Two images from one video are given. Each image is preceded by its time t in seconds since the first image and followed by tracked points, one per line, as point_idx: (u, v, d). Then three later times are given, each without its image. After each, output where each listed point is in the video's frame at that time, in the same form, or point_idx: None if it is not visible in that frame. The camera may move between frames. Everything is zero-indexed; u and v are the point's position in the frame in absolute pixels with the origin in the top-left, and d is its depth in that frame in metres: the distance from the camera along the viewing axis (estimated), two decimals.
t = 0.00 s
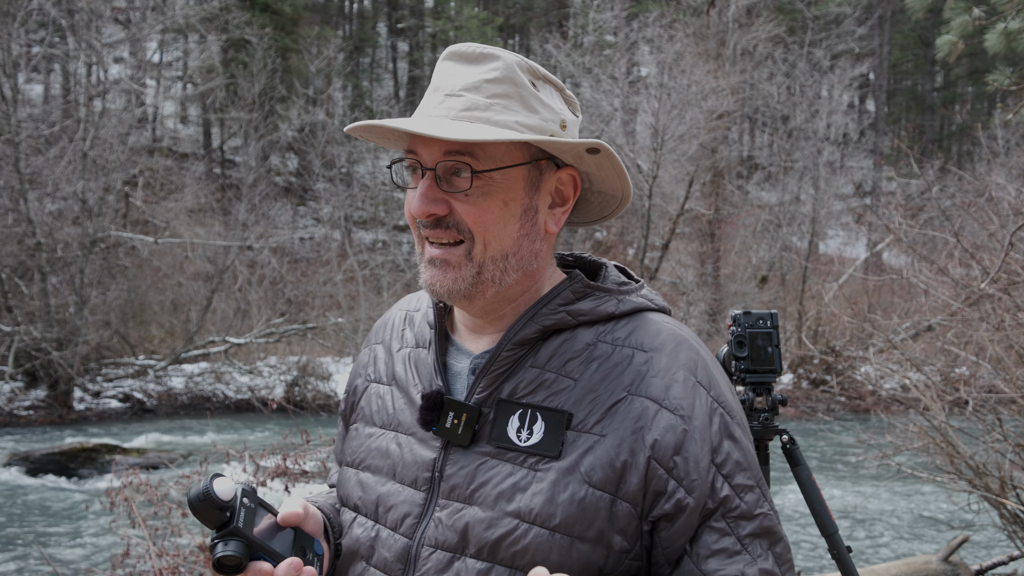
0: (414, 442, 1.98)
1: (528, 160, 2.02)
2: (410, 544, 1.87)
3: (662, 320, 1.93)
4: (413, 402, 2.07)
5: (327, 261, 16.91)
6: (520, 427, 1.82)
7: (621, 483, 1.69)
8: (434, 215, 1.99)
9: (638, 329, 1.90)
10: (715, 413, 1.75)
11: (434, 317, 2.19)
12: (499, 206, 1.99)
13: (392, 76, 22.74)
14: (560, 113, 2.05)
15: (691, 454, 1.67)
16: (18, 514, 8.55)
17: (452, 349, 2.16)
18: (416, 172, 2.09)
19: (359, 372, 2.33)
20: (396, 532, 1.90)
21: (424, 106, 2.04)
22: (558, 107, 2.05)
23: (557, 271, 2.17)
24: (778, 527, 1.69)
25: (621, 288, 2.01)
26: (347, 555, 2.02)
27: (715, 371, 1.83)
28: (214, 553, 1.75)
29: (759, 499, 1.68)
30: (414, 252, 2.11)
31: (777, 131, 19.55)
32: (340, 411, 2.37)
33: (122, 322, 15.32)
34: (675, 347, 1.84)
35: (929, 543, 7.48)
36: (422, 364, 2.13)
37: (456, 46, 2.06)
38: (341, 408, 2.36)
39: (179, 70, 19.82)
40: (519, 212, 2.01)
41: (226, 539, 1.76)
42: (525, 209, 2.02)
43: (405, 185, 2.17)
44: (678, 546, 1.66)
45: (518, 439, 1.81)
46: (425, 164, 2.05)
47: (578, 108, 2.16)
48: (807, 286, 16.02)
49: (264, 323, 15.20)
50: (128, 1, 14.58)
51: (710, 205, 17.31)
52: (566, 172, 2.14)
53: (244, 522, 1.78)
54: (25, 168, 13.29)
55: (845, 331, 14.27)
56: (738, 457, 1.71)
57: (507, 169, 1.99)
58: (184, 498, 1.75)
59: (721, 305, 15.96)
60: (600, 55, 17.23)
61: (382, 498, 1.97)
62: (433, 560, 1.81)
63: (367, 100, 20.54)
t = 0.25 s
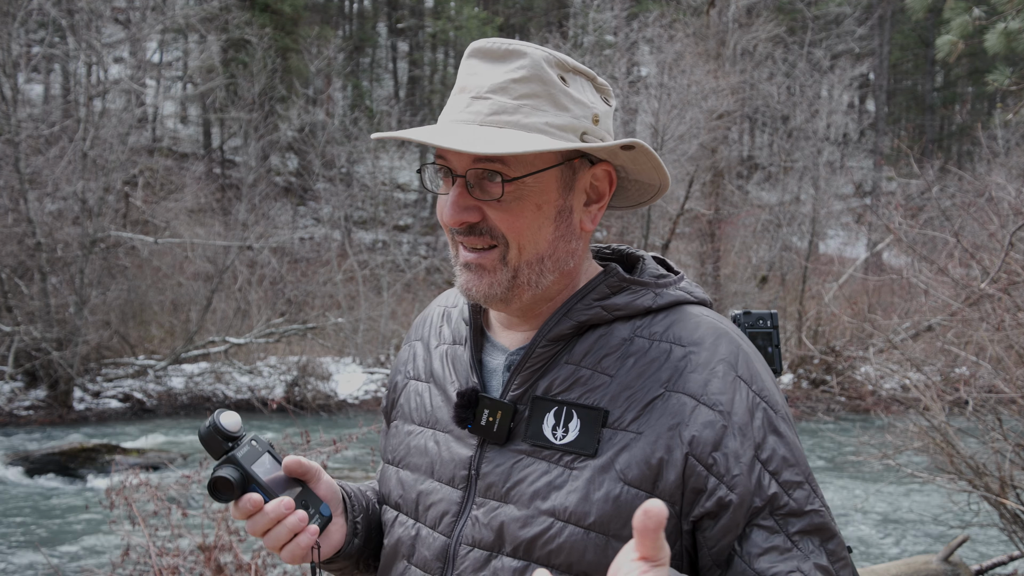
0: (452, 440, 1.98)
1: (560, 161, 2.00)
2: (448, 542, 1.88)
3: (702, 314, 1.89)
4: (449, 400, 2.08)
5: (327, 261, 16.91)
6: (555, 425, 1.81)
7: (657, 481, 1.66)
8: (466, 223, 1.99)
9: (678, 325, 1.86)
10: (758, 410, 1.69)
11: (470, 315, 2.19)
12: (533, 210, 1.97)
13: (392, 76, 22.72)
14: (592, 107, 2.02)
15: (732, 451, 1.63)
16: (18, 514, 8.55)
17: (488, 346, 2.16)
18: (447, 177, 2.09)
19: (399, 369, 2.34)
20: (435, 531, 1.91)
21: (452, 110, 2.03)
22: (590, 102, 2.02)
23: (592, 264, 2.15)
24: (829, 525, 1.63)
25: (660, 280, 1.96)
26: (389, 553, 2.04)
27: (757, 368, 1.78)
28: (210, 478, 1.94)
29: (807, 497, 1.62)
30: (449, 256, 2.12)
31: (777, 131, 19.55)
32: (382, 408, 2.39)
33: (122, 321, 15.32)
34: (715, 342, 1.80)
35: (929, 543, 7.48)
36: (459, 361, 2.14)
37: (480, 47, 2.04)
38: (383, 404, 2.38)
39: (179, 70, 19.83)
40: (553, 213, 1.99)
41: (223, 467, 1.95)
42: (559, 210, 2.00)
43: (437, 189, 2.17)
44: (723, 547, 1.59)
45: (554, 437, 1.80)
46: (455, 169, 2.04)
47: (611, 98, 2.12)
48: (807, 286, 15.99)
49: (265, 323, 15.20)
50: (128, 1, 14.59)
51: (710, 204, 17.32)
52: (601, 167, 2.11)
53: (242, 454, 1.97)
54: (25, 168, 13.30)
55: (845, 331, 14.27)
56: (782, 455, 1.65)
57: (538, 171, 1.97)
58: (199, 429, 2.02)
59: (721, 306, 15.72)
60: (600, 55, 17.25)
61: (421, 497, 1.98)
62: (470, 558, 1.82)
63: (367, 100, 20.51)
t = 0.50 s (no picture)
0: (479, 442, 1.98)
1: (603, 154, 2.00)
2: (476, 545, 1.87)
3: (729, 312, 1.87)
4: (475, 400, 2.09)
5: (327, 261, 16.90)
6: (581, 427, 1.79)
7: (682, 479, 1.64)
8: (510, 215, 1.97)
9: (704, 323, 1.85)
10: (786, 402, 1.66)
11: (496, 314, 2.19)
12: (578, 202, 1.97)
13: (392, 76, 22.71)
14: (630, 102, 2.04)
15: (760, 445, 1.60)
16: (17, 514, 8.54)
17: (514, 347, 2.16)
18: (484, 170, 2.06)
19: (428, 370, 2.36)
20: (463, 534, 1.91)
21: (494, 100, 2.01)
22: (629, 98, 2.04)
23: (619, 260, 2.13)
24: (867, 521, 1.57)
25: (687, 279, 1.94)
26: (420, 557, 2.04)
27: (789, 362, 1.74)
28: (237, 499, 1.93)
29: (842, 489, 1.57)
30: (483, 252, 2.10)
31: (777, 130, 19.55)
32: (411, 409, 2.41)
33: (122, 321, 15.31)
34: (742, 338, 1.78)
35: (930, 543, 7.48)
36: (486, 362, 2.14)
37: (522, 36, 2.04)
38: (411, 405, 2.40)
39: (179, 70, 19.83)
40: (595, 206, 2.00)
41: (249, 486, 1.94)
42: (601, 204, 2.01)
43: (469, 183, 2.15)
44: (755, 542, 1.54)
45: (580, 439, 1.79)
46: (495, 162, 2.02)
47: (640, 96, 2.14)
48: (807, 287, 15.98)
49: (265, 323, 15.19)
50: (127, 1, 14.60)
51: (710, 204, 17.34)
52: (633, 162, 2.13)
53: (267, 472, 1.96)
54: (24, 168, 13.29)
55: (845, 331, 14.26)
56: (811, 445, 1.61)
57: (582, 164, 1.97)
58: (220, 448, 2.01)
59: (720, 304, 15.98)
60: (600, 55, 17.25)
61: (449, 499, 1.99)
62: (498, 560, 1.81)
63: (366, 100, 20.48)
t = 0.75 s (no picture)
0: (496, 444, 1.97)
1: (580, 156, 1.90)
2: (493, 547, 1.86)
3: (740, 306, 1.79)
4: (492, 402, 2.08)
5: (327, 262, 16.89)
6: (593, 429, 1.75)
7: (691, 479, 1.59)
8: (490, 232, 1.90)
9: (712, 316, 1.79)
10: (793, 381, 1.57)
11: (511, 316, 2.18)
12: (556, 209, 1.86)
13: (392, 76, 22.71)
14: (606, 97, 1.91)
15: (764, 429, 1.52)
16: (18, 514, 8.55)
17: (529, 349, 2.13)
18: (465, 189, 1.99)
19: (451, 372, 2.37)
20: (480, 535, 1.91)
21: (464, 120, 1.95)
22: (610, 95, 1.92)
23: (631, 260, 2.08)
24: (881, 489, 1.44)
25: (699, 278, 1.89)
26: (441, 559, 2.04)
27: (799, 345, 1.66)
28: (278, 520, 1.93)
29: (854, 460, 1.45)
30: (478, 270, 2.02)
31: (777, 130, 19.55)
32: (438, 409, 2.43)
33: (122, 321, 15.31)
34: (750, 326, 1.71)
35: (930, 543, 7.48)
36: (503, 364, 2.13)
37: (487, 52, 1.96)
38: (438, 406, 2.43)
39: (179, 69, 19.84)
40: (578, 210, 1.88)
41: (288, 507, 1.95)
42: (585, 208, 1.89)
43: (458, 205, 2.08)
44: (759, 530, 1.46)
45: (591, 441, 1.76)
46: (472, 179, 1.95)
47: (628, 92, 2.02)
48: (807, 286, 15.93)
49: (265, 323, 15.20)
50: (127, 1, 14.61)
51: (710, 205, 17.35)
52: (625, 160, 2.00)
53: (305, 492, 1.97)
54: (24, 168, 13.29)
55: (845, 331, 14.25)
56: (821, 424, 1.50)
57: (558, 169, 1.87)
58: (257, 472, 2.03)
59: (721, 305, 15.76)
60: (600, 54, 17.26)
61: (467, 502, 1.98)
62: (513, 563, 1.79)
63: (366, 100, 20.44)
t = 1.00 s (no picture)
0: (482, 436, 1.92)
1: (484, 169, 1.80)
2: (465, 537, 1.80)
3: (710, 311, 1.64)
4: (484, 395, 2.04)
5: (327, 262, 16.87)
6: (553, 428, 1.68)
7: (631, 486, 1.51)
8: (428, 250, 1.93)
9: (677, 321, 1.65)
10: (748, 399, 1.43)
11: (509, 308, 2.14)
12: (468, 225, 1.82)
13: (392, 76, 22.73)
14: (497, 103, 1.73)
15: (705, 449, 1.42)
16: (17, 514, 8.55)
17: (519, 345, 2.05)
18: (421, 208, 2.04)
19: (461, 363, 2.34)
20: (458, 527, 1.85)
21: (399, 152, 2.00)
22: (524, 96, 1.74)
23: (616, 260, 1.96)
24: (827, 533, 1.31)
25: (673, 278, 1.74)
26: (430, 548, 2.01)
27: (767, 358, 1.50)
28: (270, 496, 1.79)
29: (798, 499, 1.32)
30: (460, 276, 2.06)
31: (777, 130, 19.55)
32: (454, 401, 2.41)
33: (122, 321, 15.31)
34: (713, 335, 1.57)
35: (930, 543, 7.46)
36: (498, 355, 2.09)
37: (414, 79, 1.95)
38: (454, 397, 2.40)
39: (179, 70, 19.86)
40: (491, 223, 1.80)
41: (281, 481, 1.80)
42: (497, 217, 1.80)
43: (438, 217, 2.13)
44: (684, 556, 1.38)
45: (550, 441, 1.68)
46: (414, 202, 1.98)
47: (569, 86, 1.80)
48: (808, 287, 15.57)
49: (264, 323, 15.19)
50: (127, 1, 14.62)
51: (710, 205, 17.39)
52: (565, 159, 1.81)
53: (300, 464, 1.81)
54: (24, 168, 13.30)
55: (845, 331, 14.23)
56: (774, 449, 1.37)
57: (463, 189, 1.81)
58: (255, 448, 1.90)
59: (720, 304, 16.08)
60: (600, 54, 17.26)
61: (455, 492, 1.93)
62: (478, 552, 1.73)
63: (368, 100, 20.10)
